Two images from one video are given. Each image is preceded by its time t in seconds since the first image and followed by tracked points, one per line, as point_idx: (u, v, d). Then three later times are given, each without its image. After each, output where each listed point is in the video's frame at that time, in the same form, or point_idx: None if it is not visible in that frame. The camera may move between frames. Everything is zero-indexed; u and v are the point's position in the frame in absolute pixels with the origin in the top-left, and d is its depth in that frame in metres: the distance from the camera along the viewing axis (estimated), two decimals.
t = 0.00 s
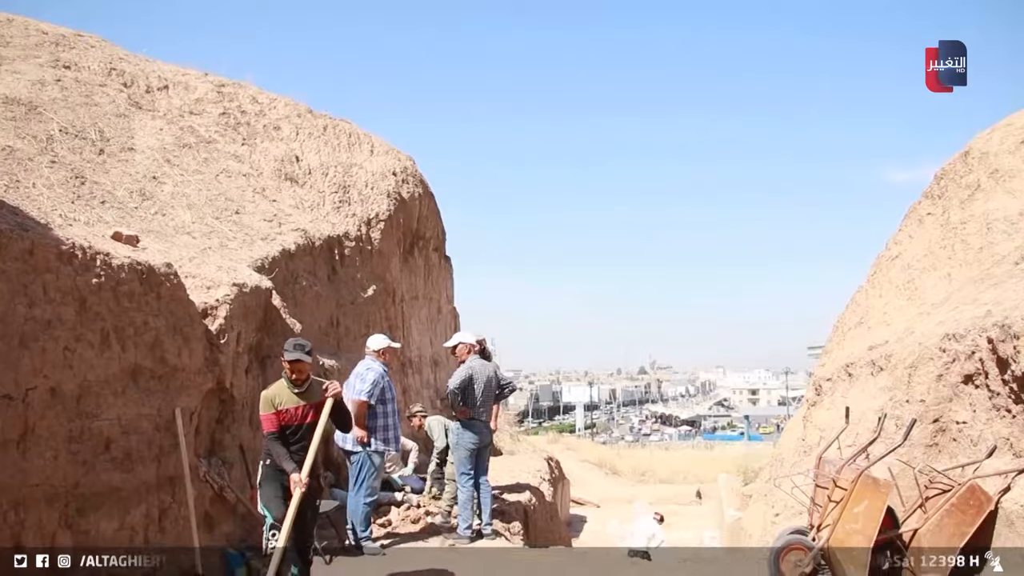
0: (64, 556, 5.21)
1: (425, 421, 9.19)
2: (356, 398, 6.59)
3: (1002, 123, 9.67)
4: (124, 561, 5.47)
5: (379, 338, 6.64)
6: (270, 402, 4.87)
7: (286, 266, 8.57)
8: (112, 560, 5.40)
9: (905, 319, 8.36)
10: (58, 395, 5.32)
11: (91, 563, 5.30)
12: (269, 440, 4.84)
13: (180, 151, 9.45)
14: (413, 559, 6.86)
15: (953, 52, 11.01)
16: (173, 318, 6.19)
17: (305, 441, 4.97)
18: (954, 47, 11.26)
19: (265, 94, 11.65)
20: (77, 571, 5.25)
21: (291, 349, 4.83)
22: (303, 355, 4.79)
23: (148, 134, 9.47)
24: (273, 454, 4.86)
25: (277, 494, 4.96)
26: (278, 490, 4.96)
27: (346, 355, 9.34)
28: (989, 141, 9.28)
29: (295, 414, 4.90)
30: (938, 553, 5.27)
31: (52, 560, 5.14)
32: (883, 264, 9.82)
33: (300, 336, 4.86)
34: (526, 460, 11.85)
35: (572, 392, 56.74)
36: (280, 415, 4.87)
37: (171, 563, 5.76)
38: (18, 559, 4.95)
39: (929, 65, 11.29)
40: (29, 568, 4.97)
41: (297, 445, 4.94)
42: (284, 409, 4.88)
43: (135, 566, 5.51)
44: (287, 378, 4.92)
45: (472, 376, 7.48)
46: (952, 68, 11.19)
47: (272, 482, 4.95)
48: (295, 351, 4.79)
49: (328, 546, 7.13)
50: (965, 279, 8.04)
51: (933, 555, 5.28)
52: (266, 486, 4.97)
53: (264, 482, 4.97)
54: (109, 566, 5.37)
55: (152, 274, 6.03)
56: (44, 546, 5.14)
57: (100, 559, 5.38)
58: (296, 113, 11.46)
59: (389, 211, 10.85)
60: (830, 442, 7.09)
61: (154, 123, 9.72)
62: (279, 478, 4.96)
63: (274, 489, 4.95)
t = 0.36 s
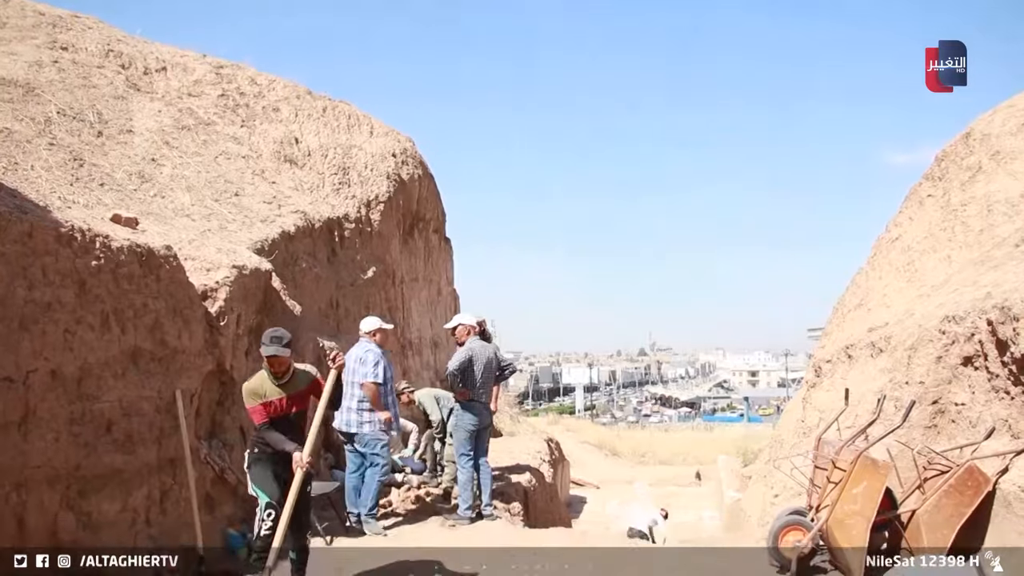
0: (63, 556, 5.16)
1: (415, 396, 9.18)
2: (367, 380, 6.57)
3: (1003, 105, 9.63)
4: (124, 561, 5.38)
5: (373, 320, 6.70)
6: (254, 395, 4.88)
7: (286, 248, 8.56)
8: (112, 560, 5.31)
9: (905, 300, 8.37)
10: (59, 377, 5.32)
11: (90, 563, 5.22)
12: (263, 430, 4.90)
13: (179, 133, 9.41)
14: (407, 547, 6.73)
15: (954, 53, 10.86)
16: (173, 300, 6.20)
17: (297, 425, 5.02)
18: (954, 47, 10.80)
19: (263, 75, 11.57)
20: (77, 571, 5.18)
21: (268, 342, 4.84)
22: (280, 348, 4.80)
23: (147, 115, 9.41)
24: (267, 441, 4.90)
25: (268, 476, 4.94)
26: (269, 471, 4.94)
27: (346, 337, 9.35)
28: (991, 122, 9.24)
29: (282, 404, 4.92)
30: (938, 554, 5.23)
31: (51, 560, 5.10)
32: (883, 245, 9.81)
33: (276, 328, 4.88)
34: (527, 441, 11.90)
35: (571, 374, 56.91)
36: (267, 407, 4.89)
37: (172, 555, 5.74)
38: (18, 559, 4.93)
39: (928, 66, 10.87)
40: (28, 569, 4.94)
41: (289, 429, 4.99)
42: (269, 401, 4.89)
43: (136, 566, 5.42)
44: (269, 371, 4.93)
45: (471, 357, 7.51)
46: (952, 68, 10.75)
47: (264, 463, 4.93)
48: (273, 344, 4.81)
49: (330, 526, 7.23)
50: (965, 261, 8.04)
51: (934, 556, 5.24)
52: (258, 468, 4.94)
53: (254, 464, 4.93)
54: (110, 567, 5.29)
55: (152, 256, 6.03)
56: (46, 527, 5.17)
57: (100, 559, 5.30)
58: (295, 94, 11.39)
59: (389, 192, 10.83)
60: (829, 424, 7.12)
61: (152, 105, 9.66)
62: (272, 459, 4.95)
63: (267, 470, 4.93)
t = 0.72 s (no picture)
0: (64, 556, 5.16)
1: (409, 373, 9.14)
2: (387, 360, 6.80)
3: (1005, 86, 9.58)
4: (124, 561, 5.32)
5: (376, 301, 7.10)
6: (251, 382, 4.90)
7: (285, 230, 8.54)
8: (112, 560, 5.25)
9: (905, 283, 8.37)
10: (59, 359, 5.33)
11: (90, 563, 5.20)
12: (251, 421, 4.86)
13: (177, 115, 9.35)
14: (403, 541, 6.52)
15: (954, 54, 10.76)
16: (172, 282, 6.19)
17: (286, 419, 5.00)
18: (954, 47, 10.72)
19: (262, 56, 11.48)
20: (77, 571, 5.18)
21: (267, 326, 4.87)
22: (278, 332, 4.83)
23: (145, 97, 9.35)
24: (257, 439, 4.88)
25: (256, 480, 4.89)
26: (259, 476, 4.90)
27: (346, 319, 9.35)
28: (992, 104, 9.20)
29: (276, 391, 4.95)
30: (939, 553, 4.68)
31: (52, 560, 5.12)
32: (883, 228, 9.80)
33: (274, 312, 4.90)
34: (526, 423, 11.94)
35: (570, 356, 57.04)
36: (262, 394, 4.92)
37: (171, 538, 5.78)
38: (18, 559, 4.98)
39: (928, 66, 10.76)
40: (29, 568, 4.99)
41: (278, 424, 4.98)
42: (266, 387, 4.93)
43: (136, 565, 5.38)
44: (267, 356, 4.96)
45: (469, 339, 7.54)
46: (952, 68, 10.63)
47: (254, 467, 4.89)
48: (270, 328, 4.83)
49: (329, 509, 7.26)
50: (966, 243, 8.02)
51: (934, 554, 4.68)
52: (248, 471, 4.90)
53: (246, 467, 4.91)
54: (109, 566, 5.25)
55: (151, 238, 6.02)
56: (47, 509, 5.17)
57: (100, 558, 5.27)
58: (294, 76, 11.32)
59: (389, 174, 10.79)
60: (828, 406, 7.15)
61: (150, 86, 9.59)
62: (261, 463, 4.90)
63: (256, 475, 4.89)
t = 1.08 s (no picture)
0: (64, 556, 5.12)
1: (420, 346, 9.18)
2: (405, 349, 7.00)
3: (1003, 71, 9.55)
4: (124, 561, 5.31)
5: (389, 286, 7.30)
6: (247, 368, 4.88)
7: (283, 215, 8.51)
8: (111, 559, 5.26)
9: (902, 268, 8.37)
10: (56, 344, 5.32)
11: (90, 562, 5.17)
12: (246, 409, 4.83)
13: (173, 99, 9.29)
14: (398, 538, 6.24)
15: (954, 54, 10.68)
16: (169, 267, 6.18)
17: (281, 406, 5.02)
18: (954, 47, 10.65)
19: (258, 40, 11.40)
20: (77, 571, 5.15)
21: (266, 311, 4.92)
22: (278, 316, 4.88)
23: (141, 81, 9.28)
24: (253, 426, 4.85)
25: (252, 465, 4.90)
26: (257, 463, 4.90)
27: (344, 304, 9.35)
28: (991, 89, 9.18)
29: (272, 377, 4.95)
30: (940, 552, 4.69)
31: (51, 560, 5.04)
32: (881, 213, 9.81)
33: (273, 298, 4.95)
34: (524, 408, 11.98)
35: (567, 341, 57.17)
36: (257, 379, 4.91)
37: (169, 523, 5.81)
38: (18, 559, 4.85)
39: (928, 66, 10.75)
40: (30, 568, 4.89)
41: (273, 412, 4.99)
42: (263, 372, 4.92)
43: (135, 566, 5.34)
44: (264, 342, 4.97)
45: (464, 325, 7.52)
46: (952, 68, 10.57)
47: (253, 455, 4.90)
48: (270, 312, 4.88)
49: (327, 493, 7.27)
50: (963, 228, 8.02)
51: (937, 554, 4.70)
52: (246, 457, 4.90)
53: (245, 453, 4.91)
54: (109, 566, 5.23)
55: (147, 224, 6.01)
56: (47, 494, 5.16)
57: (99, 558, 5.25)
58: (291, 60, 11.25)
59: (386, 158, 10.75)
60: (825, 391, 7.20)
61: (146, 70, 9.52)
62: (258, 449, 4.91)
63: (253, 461, 4.89)
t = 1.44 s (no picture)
0: (65, 556, 4.99)
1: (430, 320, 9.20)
2: (419, 338, 7.15)
3: (1003, 57, 9.51)
4: (124, 561, 5.11)
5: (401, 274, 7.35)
6: (251, 351, 4.86)
7: (281, 201, 8.48)
8: (111, 560, 5.05)
9: (901, 254, 8.38)
10: (54, 330, 5.30)
11: (90, 563, 5.01)
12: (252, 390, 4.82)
13: (170, 85, 9.23)
14: (398, 535, 5.96)
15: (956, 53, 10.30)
16: (167, 254, 6.18)
17: (281, 386, 5.04)
18: (956, 47, 10.29)
19: (255, 25, 11.30)
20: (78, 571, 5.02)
21: (268, 295, 4.93)
22: (281, 300, 4.91)
23: (138, 67, 9.22)
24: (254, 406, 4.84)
25: (253, 450, 4.90)
26: (256, 446, 4.90)
27: (342, 290, 9.34)
28: (991, 75, 9.14)
29: (275, 359, 4.97)
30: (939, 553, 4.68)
31: (51, 560, 4.93)
32: (879, 199, 9.81)
33: (276, 282, 4.98)
34: (522, 394, 12.01)
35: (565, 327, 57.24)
36: (262, 362, 4.91)
37: (168, 508, 5.82)
38: (18, 559, 4.79)
39: (928, 66, 10.33)
40: (30, 568, 4.81)
41: (274, 393, 5.00)
42: (265, 355, 4.92)
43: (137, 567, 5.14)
44: (265, 325, 4.96)
45: (463, 311, 7.52)
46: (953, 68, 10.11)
47: (252, 437, 4.89)
48: (274, 296, 4.90)
49: (327, 479, 7.29)
50: (962, 214, 8.01)
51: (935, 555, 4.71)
52: (246, 440, 4.90)
53: (245, 435, 4.90)
54: (110, 566, 5.05)
55: (145, 210, 6.01)
56: (47, 480, 5.15)
57: (99, 558, 5.08)
58: (288, 45, 11.18)
59: (384, 144, 10.71)
60: (823, 376, 7.23)
61: (143, 56, 9.45)
62: (258, 431, 4.90)
63: (253, 444, 4.88)
